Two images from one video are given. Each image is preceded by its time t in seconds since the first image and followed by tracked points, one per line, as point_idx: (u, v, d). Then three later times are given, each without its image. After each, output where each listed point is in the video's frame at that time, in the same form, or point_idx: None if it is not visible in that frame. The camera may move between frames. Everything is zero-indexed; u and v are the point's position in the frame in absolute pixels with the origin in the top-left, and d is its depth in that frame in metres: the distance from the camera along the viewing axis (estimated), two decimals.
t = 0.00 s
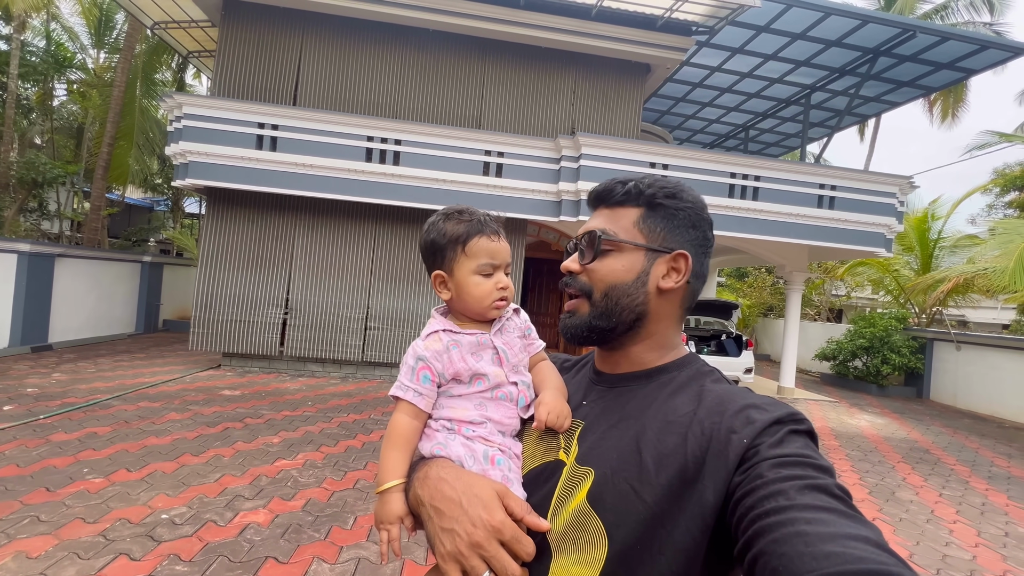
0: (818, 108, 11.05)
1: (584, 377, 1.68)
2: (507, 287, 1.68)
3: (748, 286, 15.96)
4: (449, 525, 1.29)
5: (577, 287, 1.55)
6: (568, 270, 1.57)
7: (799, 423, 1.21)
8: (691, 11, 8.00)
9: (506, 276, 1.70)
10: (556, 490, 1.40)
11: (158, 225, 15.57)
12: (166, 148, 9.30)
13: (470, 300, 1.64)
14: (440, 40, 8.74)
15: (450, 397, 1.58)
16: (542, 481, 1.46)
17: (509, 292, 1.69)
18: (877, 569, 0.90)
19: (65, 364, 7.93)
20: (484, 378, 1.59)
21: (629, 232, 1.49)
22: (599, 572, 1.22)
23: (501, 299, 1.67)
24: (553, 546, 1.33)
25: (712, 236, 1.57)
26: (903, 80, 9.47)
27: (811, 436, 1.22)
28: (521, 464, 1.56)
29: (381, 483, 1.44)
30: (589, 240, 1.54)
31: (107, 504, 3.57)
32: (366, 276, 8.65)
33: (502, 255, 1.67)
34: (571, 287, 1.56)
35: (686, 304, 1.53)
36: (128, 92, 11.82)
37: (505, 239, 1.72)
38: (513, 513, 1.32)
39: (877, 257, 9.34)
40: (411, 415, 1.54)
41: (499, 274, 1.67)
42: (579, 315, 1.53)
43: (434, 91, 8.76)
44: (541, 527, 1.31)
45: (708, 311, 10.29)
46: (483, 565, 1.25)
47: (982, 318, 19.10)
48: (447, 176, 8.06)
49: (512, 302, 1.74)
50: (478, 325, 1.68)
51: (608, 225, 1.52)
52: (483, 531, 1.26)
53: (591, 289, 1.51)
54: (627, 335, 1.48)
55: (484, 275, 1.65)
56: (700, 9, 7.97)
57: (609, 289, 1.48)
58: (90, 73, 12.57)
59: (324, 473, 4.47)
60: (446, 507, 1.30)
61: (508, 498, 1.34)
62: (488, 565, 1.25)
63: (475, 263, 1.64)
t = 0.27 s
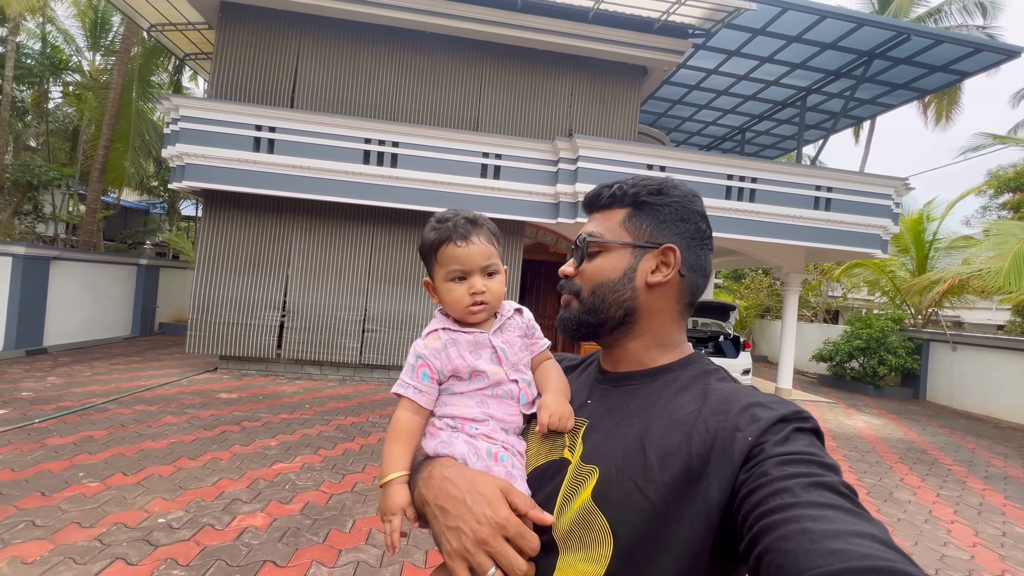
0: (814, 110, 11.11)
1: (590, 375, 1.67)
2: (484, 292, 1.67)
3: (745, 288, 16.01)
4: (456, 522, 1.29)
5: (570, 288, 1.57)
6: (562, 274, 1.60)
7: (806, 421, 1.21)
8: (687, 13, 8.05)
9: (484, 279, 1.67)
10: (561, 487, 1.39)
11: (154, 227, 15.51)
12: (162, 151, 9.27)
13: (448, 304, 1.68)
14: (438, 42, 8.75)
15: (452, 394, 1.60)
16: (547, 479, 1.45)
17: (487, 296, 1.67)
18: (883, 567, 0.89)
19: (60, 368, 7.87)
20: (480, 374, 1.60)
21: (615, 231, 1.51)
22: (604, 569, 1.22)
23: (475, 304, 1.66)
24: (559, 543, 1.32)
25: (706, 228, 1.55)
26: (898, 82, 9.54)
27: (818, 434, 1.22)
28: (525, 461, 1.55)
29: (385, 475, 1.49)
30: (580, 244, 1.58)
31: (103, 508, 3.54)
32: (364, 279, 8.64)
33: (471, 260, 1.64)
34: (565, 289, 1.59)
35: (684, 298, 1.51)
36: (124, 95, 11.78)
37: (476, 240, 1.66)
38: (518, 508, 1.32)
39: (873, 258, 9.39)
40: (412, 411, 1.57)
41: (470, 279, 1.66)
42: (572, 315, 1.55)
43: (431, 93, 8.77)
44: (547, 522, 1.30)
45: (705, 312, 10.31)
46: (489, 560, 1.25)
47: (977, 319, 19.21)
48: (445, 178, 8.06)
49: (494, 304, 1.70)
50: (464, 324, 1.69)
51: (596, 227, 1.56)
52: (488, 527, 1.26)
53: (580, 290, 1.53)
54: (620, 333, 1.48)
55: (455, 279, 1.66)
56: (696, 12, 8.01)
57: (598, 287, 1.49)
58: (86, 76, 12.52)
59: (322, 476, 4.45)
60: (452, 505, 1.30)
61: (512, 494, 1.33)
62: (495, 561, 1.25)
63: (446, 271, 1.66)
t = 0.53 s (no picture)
0: (812, 111, 11.14)
1: (593, 377, 1.67)
2: (479, 297, 1.66)
3: (744, 289, 16.02)
4: (462, 524, 1.28)
5: (577, 291, 1.56)
6: (567, 277, 1.59)
7: (811, 423, 1.20)
8: (685, 15, 8.07)
9: (478, 284, 1.66)
10: (566, 490, 1.38)
11: (153, 230, 15.49)
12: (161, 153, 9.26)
13: (444, 309, 1.68)
14: (436, 44, 8.76)
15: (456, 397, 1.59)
16: (552, 480, 1.44)
17: (483, 301, 1.66)
18: (888, 569, 0.89)
19: (58, 371, 7.85)
20: (482, 377, 1.60)
21: (620, 234, 1.50)
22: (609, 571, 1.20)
23: (471, 309, 1.65)
24: (564, 545, 1.31)
25: (711, 230, 1.55)
26: (896, 84, 9.56)
27: (823, 436, 1.21)
28: (531, 463, 1.54)
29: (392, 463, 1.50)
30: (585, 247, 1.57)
31: (101, 512, 3.52)
32: (363, 281, 8.62)
33: (463, 266, 1.64)
34: (572, 293, 1.58)
35: (688, 300, 1.51)
36: (122, 97, 11.77)
37: (468, 246, 1.65)
38: (522, 511, 1.31)
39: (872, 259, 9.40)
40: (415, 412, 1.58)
41: (464, 285, 1.65)
42: (579, 320, 1.53)
43: (430, 95, 8.77)
44: (552, 523, 1.31)
45: (704, 313, 10.31)
46: (494, 562, 1.24)
47: (976, 319, 19.25)
48: (444, 180, 8.06)
49: (492, 308, 1.69)
50: (463, 329, 1.69)
51: (601, 229, 1.54)
52: (493, 530, 1.25)
53: (588, 293, 1.52)
54: (628, 336, 1.48)
55: (450, 285, 1.66)
56: (694, 14, 8.03)
57: (606, 290, 1.48)
58: (84, 78, 12.52)
59: (322, 479, 4.43)
60: (458, 506, 1.30)
61: (517, 496, 1.33)
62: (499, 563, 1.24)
63: (441, 277, 1.67)
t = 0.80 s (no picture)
0: (814, 112, 11.11)
1: (595, 380, 1.66)
2: (483, 293, 1.65)
3: (746, 290, 15.98)
4: (462, 520, 1.29)
5: (579, 293, 1.55)
6: (570, 277, 1.58)
7: (813, 426, 1.19)
8: (687, 16, 8.07)
9: (483, 280, 1.65)
10: (567, 491, 1.37)
11: (156, 232, 15.54)
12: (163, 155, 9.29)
13: (449, 303, 1.68)
14: (437, 46, 8.77)
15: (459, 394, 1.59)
16: (553, 481, 1.43)
17: (487, 298, 1.65)
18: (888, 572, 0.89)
19: (61, 373, 7.86)
20: (486, 376, 1.59)
21: (623, 236, 1.49)
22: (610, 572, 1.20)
23: (475, 305, 1.65)
24: (563, 545, 1.31)
25: (713, 234, 1.53)
26: (898, 84, 9.54)
27: (825, 439, 1.20)
28: (531, 464, 1.54)
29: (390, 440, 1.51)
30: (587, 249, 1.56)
31: (102, 514, 3.52)
32: (364, 282, 8.63)
33: (469, 262, 1.63)
34: (573, 294, 1.57)
35: (690, 302, 1.50)
36: (125, 99, 11.82)
37: (474, 242, 1.64)
38: (522, 509, 1.32)
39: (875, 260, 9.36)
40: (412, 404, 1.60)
41: (469, 280, 1.65)
42: (582, 321, 1.53)
43: (432, 96, 8.78)
44: (549, 523, 1.31)
45: (707, 315, 10.28)
46: (495, 559, 1.24)
47: (980, 321, 19.15)
48: (445, 182, 8.06)
49: (496, 305, 1.68)
50: (467, 325, 1.69)
51: (603, 231, 1.54)
52: (493, 527, 1.26)
53: (590, 295, 1.51)
54: (630, 338, 1.47)
55: (454, 280, 1.66)
56: (695, 15, 8.02)
57: (608, 292, 1.47)
58: (88, 81, 12.58)
59: (323, 481, 4.43)
60: (457, 504, 1.32)
61: (516, 496, 1.33)
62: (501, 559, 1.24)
63: (446, 272, 1.66)
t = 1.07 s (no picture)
0: (821, 112, 11.03)
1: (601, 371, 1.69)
2: (494, 290, 1.65)
3: (753, 291, 15.89)
4: (450, 523, 1.28)
5: (579, 292, 1.55)
6: (571, 277, 1.58)
7: (813, 425, 1.19)
8: (692, 16, 8.03)
9: (495, 276, 1.65)
10: (568, 489, 1.38)
11: (164, 233, 15.69)
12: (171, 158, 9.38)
13: (458, 297, 1.68)
14: (442, 47, 8.80)
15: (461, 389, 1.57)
16: (554, 479, 1.44)
17: (497, 295, 1.65)
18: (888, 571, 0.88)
19: (71, 372, 7.95)
20: (488, 370, 1.58)
21: (625, 237, 1.48)
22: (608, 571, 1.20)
23: (486, 301, 1.65)
24: (563, 545, 1.31)
25: (715, 235, 1.53)
26: (906, 83, 9.46)
27: (826, 439, 1.19)
28: (532, 463, 1.55)
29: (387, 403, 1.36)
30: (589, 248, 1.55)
31: (110, 513, 3.55)
32: (370, 283, 8.66)
33: (483, 257, 1.63)
34: (573, 294, 1.57)
35: (691, 304, 1.49)
36: (134, 102, 11.95)
37: (490, 238, 1.64)
38: (517, 517, 1.31)
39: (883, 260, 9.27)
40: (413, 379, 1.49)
41: (481, 275, 1.65)
42: (580, 321, 1.53)
43: (437, 98, 8.81)
44: (545, 533, 1.29)
45: (713, 316, 10.22)
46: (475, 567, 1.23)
47: (991, 322, 18.91)
48: (450, 182, 8.08)
49: (506, 302, 1.68)
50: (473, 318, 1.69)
51: (605, 231, 1.53)
52: (481, 535, 1.24)
53: (590, 294, 1.50)
54: (630, 337, 1.47)
55: (466, 274, 1.65)
56: (701, 15, 7.99)
57: (609, 293, 1.47)
58: (98, 85, 12.73)
59: (328, 481, 4.44)
60: (449, 505, 1.30)
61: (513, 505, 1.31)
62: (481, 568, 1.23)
63: (458, 266, 1.65)
